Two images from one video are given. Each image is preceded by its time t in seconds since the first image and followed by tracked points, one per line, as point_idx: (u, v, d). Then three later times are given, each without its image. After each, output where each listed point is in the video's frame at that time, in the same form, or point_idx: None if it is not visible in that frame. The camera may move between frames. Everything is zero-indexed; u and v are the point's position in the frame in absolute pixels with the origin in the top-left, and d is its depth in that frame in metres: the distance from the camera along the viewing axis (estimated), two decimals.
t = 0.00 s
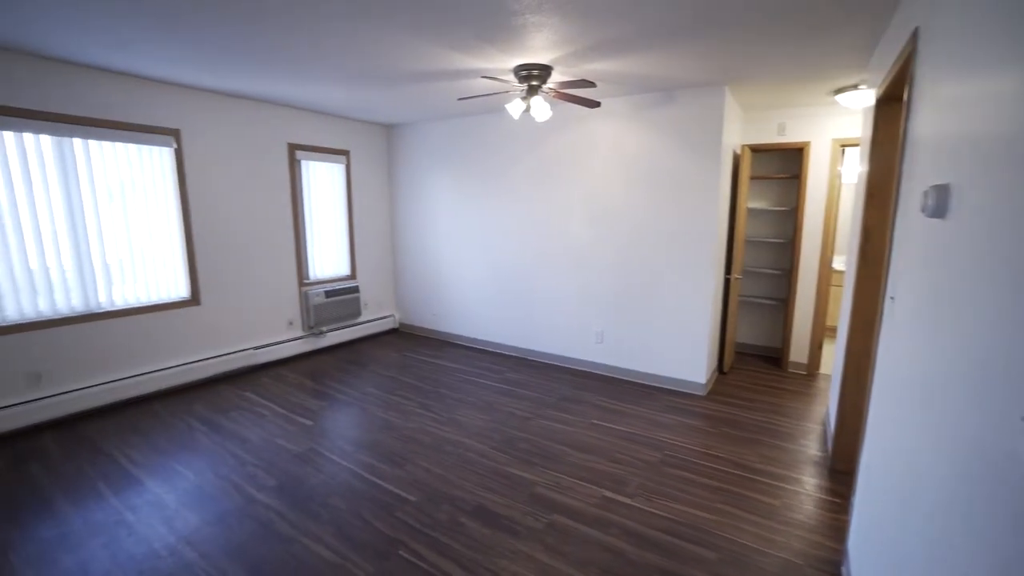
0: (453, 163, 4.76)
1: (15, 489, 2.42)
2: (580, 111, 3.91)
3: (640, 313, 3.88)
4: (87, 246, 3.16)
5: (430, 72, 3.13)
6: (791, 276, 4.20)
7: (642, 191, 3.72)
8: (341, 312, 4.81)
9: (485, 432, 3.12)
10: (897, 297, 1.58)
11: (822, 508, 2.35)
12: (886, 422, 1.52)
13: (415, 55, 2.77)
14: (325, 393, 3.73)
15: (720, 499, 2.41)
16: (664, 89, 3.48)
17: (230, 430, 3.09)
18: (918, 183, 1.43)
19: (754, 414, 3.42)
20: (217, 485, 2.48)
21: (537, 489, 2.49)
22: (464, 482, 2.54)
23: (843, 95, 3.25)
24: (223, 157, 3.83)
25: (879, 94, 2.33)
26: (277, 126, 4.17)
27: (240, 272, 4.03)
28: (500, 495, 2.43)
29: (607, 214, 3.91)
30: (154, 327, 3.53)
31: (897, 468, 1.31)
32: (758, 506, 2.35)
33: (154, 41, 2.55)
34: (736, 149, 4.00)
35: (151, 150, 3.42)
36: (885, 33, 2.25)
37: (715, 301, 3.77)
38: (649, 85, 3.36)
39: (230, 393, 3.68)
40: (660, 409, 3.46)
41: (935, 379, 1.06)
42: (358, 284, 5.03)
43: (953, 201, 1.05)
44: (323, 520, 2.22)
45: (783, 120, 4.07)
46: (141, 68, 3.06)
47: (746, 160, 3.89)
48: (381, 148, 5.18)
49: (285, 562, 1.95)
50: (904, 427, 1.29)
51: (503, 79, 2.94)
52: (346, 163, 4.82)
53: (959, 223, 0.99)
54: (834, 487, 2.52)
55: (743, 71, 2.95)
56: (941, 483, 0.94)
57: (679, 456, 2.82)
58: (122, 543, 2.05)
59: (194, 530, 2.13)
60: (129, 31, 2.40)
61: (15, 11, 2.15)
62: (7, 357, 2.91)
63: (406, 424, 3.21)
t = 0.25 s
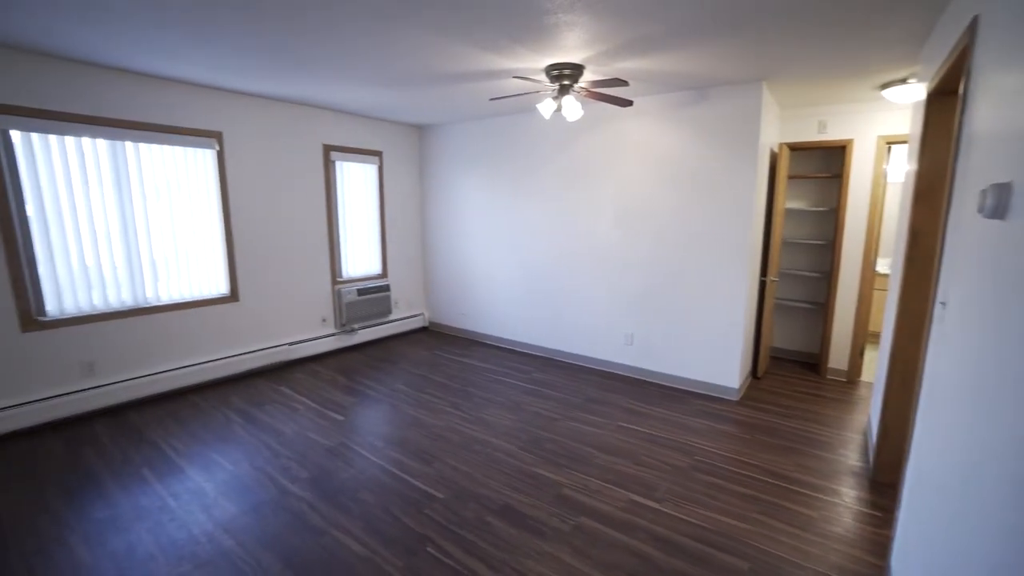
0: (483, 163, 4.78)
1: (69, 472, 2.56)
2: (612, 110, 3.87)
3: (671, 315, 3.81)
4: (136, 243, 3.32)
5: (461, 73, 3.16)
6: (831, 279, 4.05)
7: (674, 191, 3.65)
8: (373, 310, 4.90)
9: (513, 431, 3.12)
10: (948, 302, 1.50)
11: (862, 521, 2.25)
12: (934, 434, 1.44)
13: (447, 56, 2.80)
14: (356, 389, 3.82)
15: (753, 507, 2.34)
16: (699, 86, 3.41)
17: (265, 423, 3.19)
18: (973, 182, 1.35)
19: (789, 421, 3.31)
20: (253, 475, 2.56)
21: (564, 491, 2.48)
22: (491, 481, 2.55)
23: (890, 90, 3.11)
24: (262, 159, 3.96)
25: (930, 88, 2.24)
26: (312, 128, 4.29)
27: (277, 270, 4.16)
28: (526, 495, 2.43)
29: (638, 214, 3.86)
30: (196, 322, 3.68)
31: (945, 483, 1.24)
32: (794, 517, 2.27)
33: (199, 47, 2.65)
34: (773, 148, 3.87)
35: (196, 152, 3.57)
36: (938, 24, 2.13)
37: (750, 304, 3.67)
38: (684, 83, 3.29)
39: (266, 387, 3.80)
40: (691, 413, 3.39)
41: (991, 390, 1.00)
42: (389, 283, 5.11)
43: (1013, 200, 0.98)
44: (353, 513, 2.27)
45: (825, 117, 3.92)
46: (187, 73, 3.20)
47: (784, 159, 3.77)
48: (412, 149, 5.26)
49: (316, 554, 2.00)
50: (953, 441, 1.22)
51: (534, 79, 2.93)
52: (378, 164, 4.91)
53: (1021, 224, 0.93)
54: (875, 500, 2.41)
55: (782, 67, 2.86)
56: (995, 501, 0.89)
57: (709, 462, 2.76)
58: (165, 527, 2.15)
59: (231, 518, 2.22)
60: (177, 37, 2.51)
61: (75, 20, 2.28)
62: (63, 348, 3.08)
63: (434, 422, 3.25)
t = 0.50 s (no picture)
0: (509, 163, 4.79)
1: (111, 459, 2.68)
2: (640, 109, 3.82)
3: (699, 317, 3.73)
4: (175, 241, 3.46)
5: (488, 74, 3.17)
6: (869, 282, 3.90)
7: (703, 191, 3.58)
8: (399, 308, 4.97)
9: (536, 431, 3.12)
10: (998, 308, 1.43)
11: (900, 535, 2.15)
12: (981, 447, 1.37)
13: (474, 57, 2.81)
14: (382, 386, 3.87)
15: (783, 517, 2.27)
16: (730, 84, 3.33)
17: (294, 417, 3.27)
18: None
19: (822, 428, 3.20)
20: (283, 468, 2.63)
21: (587, 493, 2.45)
22: (514, 481, 2.55)
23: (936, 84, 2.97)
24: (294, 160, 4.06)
25: (980, 81, 2.15)
26: (342, 130, 4.37)
27: (307, 268, 4.26)
28: (549, 496, 2.41)
29: (666, 215, 3.80)
30: (230, 318, 3.80)
31: (992, 497, 1.18)
32: (826, 528, 2.19)
33: (235, 51, 2.74)
34: (808, 146, 3.76)
35: (231, 153, 3.69)
36: (988, 14, 2.03)
37: (781, 307, 3.56)
38: (715, 80, 3.22)
39: (296, 382, 3.90)
40: (719, 418, 3.32)
41: None
42: (415, 282, 5.17)
43: None
44: (378, 508, 2.30)
45: (863, 114, 3.78)
46: (224, 77, 3.30)
47: (820, 157, 3.65)
48: (440, 150, 5.31)
49: (343, 546, 2.04)
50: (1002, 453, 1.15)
51: (561, 79, 2.92)
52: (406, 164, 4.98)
53: None
54: (915, 515, 2.31)
55: (818, 62, 2.77)
56: None
57: (737, 468, 2.69)
58: (199, 514, 2.22)
59: (261, 508, 2.28)
60: (215, 43, 2.60)
61: (120, 28, 2.38)
62: (108, 341, 3.23)
63: (458, 420, 3.27)
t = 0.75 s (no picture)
0: (536, 162, 4.79)
1: (151, 448, 2.80)
2: (670, 107, 3.75)
3: (730, 320, 3.64)
4: (213, 240, 3.58)
5: (517, 74, 3.17)
6: (911, 286, 3.73)
7: (735, 190, 3.49)
8: (426, 307, 5.03)
9: (561, 433, 3.10)
10: None
11: (944, 553, 2.05)
12: None
13: (503, 57, 2.82)
14: (408, 384, 3.92)
15: (815, 528, 2.19)
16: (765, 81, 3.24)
17: (323, 412, 3.35)
18: None
19: (859, 437, 3.07)
20: (311, 462, 2.69)
21: (611, 496, 2.42)
22: (538, 481, 2.54)
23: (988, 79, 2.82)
24: (326, 160, 4.15)
25: None
26: (373, 131, 4.45)
27: (337, 266, 4.35)
28: (573, 498, 2.40)
29: (696, 215, 3.72)
30: (263, 314, 3.92)
31: None
32: (863, 542, 2.11)
33: (271, 55, 2.82)
34: (846, 144, 3.62)
35: (266, 155, 3.81)
36: None
37: (817, 311, 3.44)
38: (749, 78, 3.14)
39: (325, 378, 3.98)
40: (749, 424, 3.23)
41: None
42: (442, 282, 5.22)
43: None
44: (403, 504, 2.33)
45: (907, 111, 3.62)
46: (260, 81, 3.41)
47: (859, 156, 3.51)
48: (467, 150, 5.34)
49: (369, 541, 2.07)
50: None
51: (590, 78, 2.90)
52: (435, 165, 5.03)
53: None
54: (960, 531, 2.19)
55: (859, 57, 2.67)
56: None
57: (768, 476, 2.61)
58: (232, 505, 2.30)
59: (290, 501, 2.34)
60: (252, 47, 2.69)
61: (164, 35, 2.49)
62: (150, 335, 3.37)
63: (483, 419, 3.28)
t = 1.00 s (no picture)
0: (562, 162, 4.76)
1: (186, 439, 2.90)
2: (700, 105, 3.67)
3: (761, 323, 3.54)
4: (246, 239, 3.69)
5: (543, 74, 3.16)
6: (957, 290, 3.54)
7: (768, 190, 3.39)
8: (451, 307, 5.05)
9: (585, 434, 3.07)
10: None
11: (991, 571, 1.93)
12: None
13: (529, 57, 2.81)
14: (433, 382, 3.95)
15: (851, 539, 2.10)
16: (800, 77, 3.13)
17: (350, 408, 3.40)
18: None
19: (899, 447, 2.94)
20: (337, 457, 2.73)
21: (636, 499, 2.38)
22: (561, 482, 2.52)
23: None
24: (354, 161, 4.21)
25: None
26: (400, 132, 4.50)
27: (364, 265, 4.42)
28: (596, 500, 2.37)
29: (726, 215, 3.63)
30: (293, 312, 4.01)
31: None
32: (902, 556, 2.01)
33: (302, 58, 2.88)
34: (887, 141, 3.47)
35: (297, 156, 3.89)
36: None
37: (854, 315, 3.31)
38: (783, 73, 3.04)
39: (352, 375, 4.05)
40: (781, 430, 3.12)
41: None
42: (467, 281, 5.24)
43: None
44: (426, 501, 2.34)
45: (953, 106, 3.45)
46: (291, 84, 3.49)
47: (900, 153, 3.36)
48: (493, 150, 5.35)
49: (392, 536, 2.09)
50: None
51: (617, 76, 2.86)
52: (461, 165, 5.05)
53: None
54: (1009, 550, 2.07)
55: (902, 51, 2.55)
56: None
57: (800, 484, 2.52)
58: (262, 496, 2.35)
59: (317, 494, 2.38)
60: (283, 51, 2.75)
61: (201, 40, 2.57)
62: (187, 330, 3.49)
63: (506, 419, 3.27)
